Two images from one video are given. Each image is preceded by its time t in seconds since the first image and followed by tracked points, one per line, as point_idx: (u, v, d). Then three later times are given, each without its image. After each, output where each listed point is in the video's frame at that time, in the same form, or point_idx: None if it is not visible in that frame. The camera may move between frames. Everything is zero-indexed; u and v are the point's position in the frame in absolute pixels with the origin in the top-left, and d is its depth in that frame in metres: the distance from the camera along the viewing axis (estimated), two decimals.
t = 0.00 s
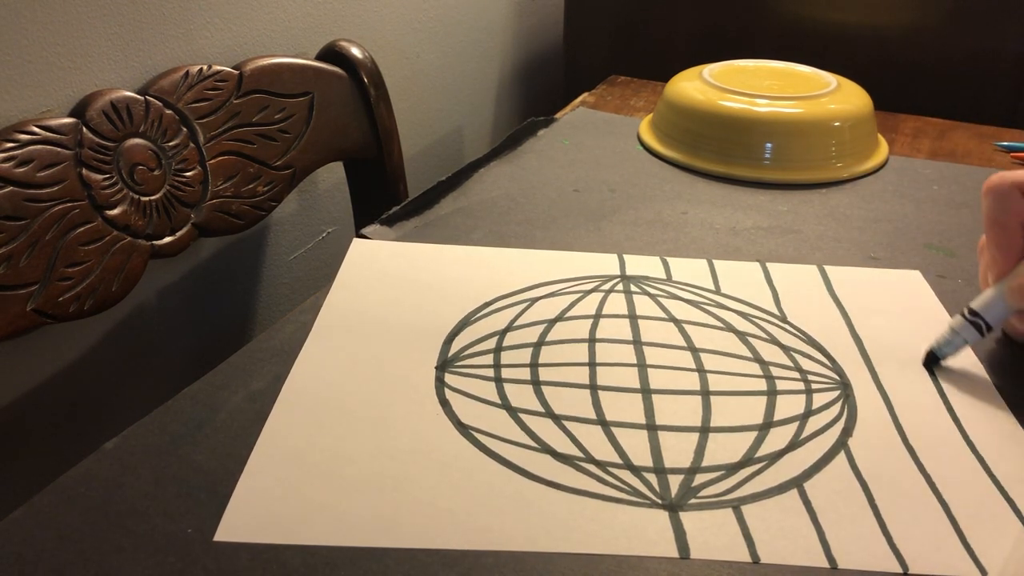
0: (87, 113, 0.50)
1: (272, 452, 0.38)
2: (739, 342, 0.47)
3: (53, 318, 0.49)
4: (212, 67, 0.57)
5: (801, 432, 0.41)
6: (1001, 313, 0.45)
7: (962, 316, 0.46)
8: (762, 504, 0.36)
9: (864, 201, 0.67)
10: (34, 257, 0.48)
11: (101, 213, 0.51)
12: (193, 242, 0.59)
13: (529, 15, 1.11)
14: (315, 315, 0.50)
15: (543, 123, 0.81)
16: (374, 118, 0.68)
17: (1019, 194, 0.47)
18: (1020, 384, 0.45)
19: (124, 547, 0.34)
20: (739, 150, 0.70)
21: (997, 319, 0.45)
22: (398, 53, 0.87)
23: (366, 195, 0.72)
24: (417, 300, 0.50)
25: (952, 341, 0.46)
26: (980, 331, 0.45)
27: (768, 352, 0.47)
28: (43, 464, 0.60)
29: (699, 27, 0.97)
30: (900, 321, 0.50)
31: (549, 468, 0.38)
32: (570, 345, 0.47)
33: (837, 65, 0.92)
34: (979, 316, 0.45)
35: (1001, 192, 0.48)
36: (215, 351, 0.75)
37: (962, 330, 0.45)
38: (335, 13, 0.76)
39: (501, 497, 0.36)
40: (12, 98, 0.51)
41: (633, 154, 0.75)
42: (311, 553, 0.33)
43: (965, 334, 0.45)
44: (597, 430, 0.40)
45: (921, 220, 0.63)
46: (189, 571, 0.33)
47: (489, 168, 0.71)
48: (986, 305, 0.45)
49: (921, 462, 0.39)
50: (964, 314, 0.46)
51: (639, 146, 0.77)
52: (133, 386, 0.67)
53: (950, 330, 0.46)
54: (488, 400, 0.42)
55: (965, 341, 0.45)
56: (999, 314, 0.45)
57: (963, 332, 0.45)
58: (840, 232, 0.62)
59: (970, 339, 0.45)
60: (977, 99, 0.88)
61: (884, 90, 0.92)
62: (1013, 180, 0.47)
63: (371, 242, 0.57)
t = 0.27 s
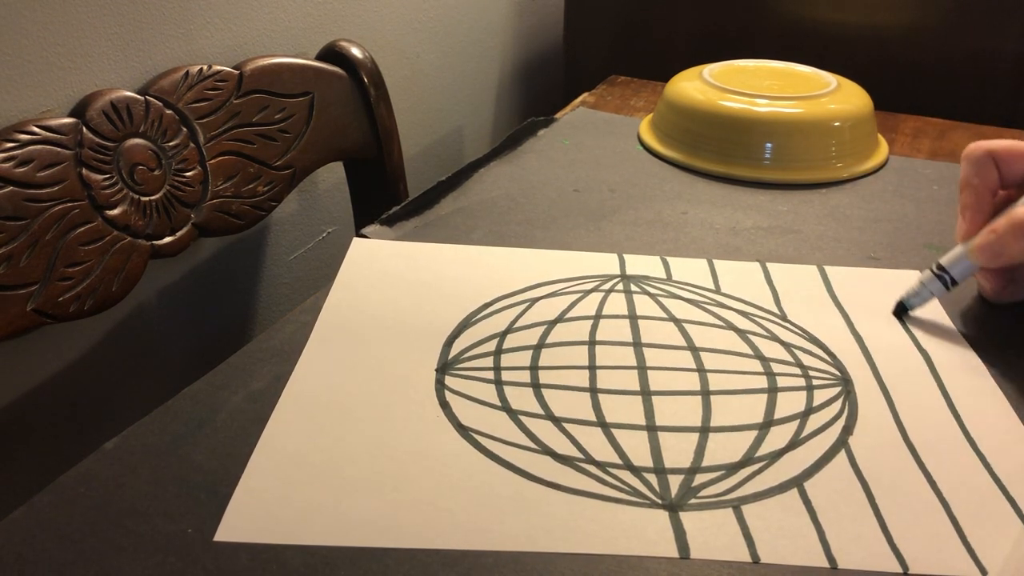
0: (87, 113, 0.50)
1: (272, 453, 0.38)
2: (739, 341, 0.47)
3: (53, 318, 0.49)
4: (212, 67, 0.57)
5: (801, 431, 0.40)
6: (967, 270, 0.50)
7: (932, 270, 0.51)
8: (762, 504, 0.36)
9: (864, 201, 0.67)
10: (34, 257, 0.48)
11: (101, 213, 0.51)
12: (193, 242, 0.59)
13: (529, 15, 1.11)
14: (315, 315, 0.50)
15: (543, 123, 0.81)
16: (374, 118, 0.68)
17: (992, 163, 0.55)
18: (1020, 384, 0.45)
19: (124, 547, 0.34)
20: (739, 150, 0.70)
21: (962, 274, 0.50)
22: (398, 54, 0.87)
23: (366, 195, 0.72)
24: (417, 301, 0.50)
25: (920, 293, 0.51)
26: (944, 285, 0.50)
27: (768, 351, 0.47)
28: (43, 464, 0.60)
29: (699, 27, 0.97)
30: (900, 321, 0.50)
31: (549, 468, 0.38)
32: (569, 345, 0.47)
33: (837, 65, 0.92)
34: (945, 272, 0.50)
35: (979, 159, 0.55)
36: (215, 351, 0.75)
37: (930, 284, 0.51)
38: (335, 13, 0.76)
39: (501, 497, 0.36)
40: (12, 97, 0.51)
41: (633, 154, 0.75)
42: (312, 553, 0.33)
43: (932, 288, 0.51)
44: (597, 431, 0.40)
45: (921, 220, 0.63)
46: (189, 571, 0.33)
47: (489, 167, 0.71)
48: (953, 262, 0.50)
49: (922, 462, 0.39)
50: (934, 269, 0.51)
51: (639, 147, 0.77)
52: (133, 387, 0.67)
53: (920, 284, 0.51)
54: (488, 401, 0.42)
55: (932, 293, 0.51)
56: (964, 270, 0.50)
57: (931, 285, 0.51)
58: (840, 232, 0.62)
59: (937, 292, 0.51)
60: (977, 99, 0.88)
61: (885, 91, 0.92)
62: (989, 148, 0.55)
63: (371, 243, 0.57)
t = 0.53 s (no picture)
0: (87, 113, 0.50)
1: (272, 453, 0.38)
2: (739, 341, 0.47)
3: (53, 318, 0.49)
4: (212, 67, 0.57)
5: (801, 431, 0.40)
6: (944, 238, 0.54)
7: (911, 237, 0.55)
8: (762, 504, 0.36)
9: (864, 201, 0.67)
10: (34, 257, 0.48)
11: (101, 213, 0.51)
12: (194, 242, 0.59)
13: (529, 15, 1.11)
14: (315, 315, 0.50)
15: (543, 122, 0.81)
16: (374, 118, 0.68)
17: (977, 140, 0.58)
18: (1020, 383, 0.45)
19: (124, 547, 0.34)
20: (739, 150, 0.70)
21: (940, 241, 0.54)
22: (398, 53, 0.87)
23: (366, 195, 0.72)
24: (417, 301, 0.50)
25: (899, 258, 0.54)
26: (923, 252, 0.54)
27: (768, 351, 0.47)
28: (43, 464, 0.60)
29: (699, 27, 0.97)
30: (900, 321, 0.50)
31: (548, 468, 0.38)
32: (569, 345, 0.47)
33: (837, 65, 0.92)
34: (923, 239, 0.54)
35: (965, 136, 0.58)
36: (215, 351, 0.75)
37: (908, 250, 0.54)
38: (335, 13, 0.76)
39: (501, 497, 0.36)
40: (11, 97, 0.51)
41: (633, 154, 0.75)
42: (312, 552, 0.33)
43: (910, 254, 0.54)
44: (598, 431, 0.40)
45: (921, 220, 0.63)
46: (189, 571, 0.33)
47: (489, 167, 0.71)
48: (931, 231, 0.54)
49: (922, 462, 0.39)
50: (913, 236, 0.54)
51: (639, 146, 0.77)
52: (133, 387, 0.67)
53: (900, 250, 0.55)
54: (488, 401, 0.42)
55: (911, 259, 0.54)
56: (941, 237, 0.54)
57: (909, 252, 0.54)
58: (839, 232, 0.62)
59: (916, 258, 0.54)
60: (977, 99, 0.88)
61: (885, 91, 0.92)
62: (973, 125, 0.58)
63: (371, 243, 0.57)
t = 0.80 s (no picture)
0: (87, 113, 0.50)
1: (272, 452, 0.38)
2: (739, 340, 0.47)
3: (52, 318, 0.49)
4: (213, 67, 0.57)
5: (801, 430, 0.40)
6: (962, 165, 0.59)
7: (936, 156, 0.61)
8: (762, 504, 0.36)
9: (865, 201, 0.67)
10: (33, 257, 0.48)
11: (101, 213, 0.51)
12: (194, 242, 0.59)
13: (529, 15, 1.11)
14: (315, 314, 0.50)
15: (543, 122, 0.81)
16: (374, 118, 0.68)
17: None
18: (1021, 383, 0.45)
19: (124, 546, 0.34)
20: (739, 150, 0.70)
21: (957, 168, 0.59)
22: (398, 53, 0.87)
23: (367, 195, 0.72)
24: (417, 300, 0.50)
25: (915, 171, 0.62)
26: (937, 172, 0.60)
27: (768, 350, 0.47)
28: (42, 464, 0.60)
29: (699, 28, 0.97)
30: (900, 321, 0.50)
31: (548, 468, 0.38)
32: (569, 345, 0.47)
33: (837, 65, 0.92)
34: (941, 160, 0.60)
35: None
36: (215, 351, 0.75)
37: (927, 166, 0.61)
38: (335, 13, 0.76)
39: (501, 497, 0.36)
40: (11, 97, 0.51)
41: (633, 154, 0.75)
42: (312, 552, 0.33)
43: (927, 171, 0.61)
44: (598, 431, 0.40)
45: (921, 220, 0.63)
46: (188, 571, 0.33)
47: (489, 167, 0.71)
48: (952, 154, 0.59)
49: (922, 462, 0.39)
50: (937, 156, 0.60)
51: (639, 146, 0.77)
52: (133, 387, 0.67)
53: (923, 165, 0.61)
54: (488, 401, 0.42)
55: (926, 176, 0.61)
56: (958, 164, 0.59)
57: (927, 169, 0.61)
58: (840, 232, 0.62)
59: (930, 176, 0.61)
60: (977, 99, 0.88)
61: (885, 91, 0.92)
62: None
63: (371, 243, 0.57)
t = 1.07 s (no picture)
0: (87, 113, 0.50)
1: (271, 452, 0.38)
2: (739, 340, 0.47)
3: (53, 318, 0.49)
4: (213, 67, 0.57)
5: (801, 430, 0.40)
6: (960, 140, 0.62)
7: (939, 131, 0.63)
8: (762, 504, 0.36)
9: (865, 201, 0.67)
10: (34, 257, 0.48)
11: (101, 213, 0.51)
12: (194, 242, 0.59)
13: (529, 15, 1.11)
14: (314, 314, 0.50)
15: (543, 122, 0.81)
16: (374, 118, 0.68)
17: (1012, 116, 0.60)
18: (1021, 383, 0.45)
19: (124, 546, 0.34)
20: (739, 150, 0.70)
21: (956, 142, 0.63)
22: (398, 53, 0.87)
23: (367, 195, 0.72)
24: (417, 300, 0.50)
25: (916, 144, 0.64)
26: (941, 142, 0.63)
27: (768, 350, 0.47)
28: (43, 464, 0.60)
29: (699, 28, 0.97)
30: (900, 321, 0.50)
31: (548, 469, 0.38)
32: (569, 345, 0.47)
33: (837, 65, 0.92)
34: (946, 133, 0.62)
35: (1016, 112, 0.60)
36: (215, 351, 0.75)
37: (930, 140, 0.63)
38: (335, 13, 0.76)
39: (501, 497, 0.36)
40: (11, 97, 0.51)
41: (633, 154, 0.75)
42: (311, 552, 0.33)
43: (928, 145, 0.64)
44: (598, 431, 0.40)
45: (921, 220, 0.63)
46: (188, 571, 0.33)
47: (489, 167, 0.71)
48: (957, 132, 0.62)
49: (922, 462, 0.39)
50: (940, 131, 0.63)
51: (639, 146, 0.77)
52: (133, 387, 0.67)
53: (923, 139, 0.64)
54: (488, 401, 0.42)
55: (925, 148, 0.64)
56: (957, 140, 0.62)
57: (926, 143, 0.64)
58: (840, 232, 0.62)
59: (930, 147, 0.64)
60: (977, 99, 0.88)
61: (885, 91, 0.92)
62: None
63: (371, 243, 0.57)
